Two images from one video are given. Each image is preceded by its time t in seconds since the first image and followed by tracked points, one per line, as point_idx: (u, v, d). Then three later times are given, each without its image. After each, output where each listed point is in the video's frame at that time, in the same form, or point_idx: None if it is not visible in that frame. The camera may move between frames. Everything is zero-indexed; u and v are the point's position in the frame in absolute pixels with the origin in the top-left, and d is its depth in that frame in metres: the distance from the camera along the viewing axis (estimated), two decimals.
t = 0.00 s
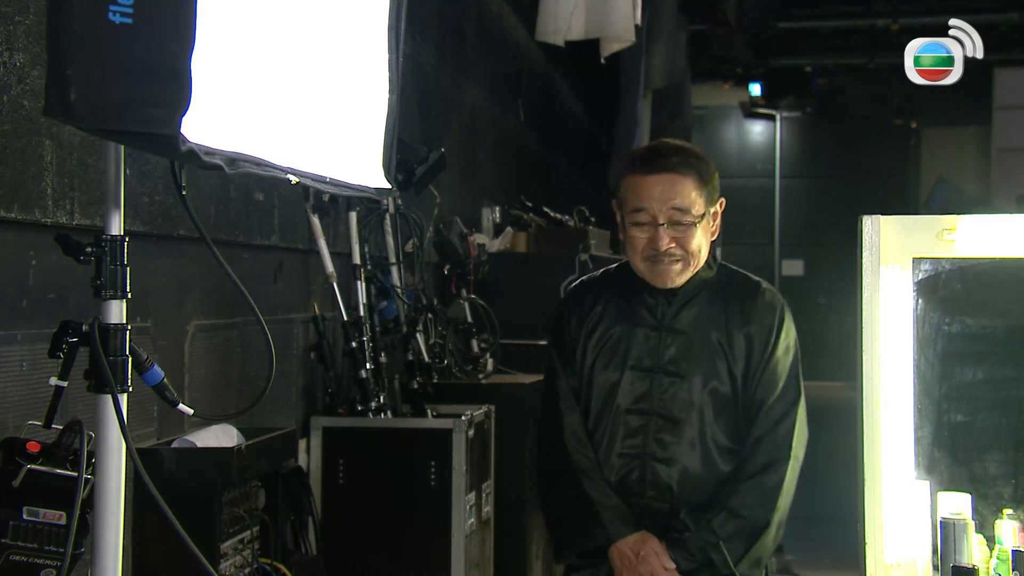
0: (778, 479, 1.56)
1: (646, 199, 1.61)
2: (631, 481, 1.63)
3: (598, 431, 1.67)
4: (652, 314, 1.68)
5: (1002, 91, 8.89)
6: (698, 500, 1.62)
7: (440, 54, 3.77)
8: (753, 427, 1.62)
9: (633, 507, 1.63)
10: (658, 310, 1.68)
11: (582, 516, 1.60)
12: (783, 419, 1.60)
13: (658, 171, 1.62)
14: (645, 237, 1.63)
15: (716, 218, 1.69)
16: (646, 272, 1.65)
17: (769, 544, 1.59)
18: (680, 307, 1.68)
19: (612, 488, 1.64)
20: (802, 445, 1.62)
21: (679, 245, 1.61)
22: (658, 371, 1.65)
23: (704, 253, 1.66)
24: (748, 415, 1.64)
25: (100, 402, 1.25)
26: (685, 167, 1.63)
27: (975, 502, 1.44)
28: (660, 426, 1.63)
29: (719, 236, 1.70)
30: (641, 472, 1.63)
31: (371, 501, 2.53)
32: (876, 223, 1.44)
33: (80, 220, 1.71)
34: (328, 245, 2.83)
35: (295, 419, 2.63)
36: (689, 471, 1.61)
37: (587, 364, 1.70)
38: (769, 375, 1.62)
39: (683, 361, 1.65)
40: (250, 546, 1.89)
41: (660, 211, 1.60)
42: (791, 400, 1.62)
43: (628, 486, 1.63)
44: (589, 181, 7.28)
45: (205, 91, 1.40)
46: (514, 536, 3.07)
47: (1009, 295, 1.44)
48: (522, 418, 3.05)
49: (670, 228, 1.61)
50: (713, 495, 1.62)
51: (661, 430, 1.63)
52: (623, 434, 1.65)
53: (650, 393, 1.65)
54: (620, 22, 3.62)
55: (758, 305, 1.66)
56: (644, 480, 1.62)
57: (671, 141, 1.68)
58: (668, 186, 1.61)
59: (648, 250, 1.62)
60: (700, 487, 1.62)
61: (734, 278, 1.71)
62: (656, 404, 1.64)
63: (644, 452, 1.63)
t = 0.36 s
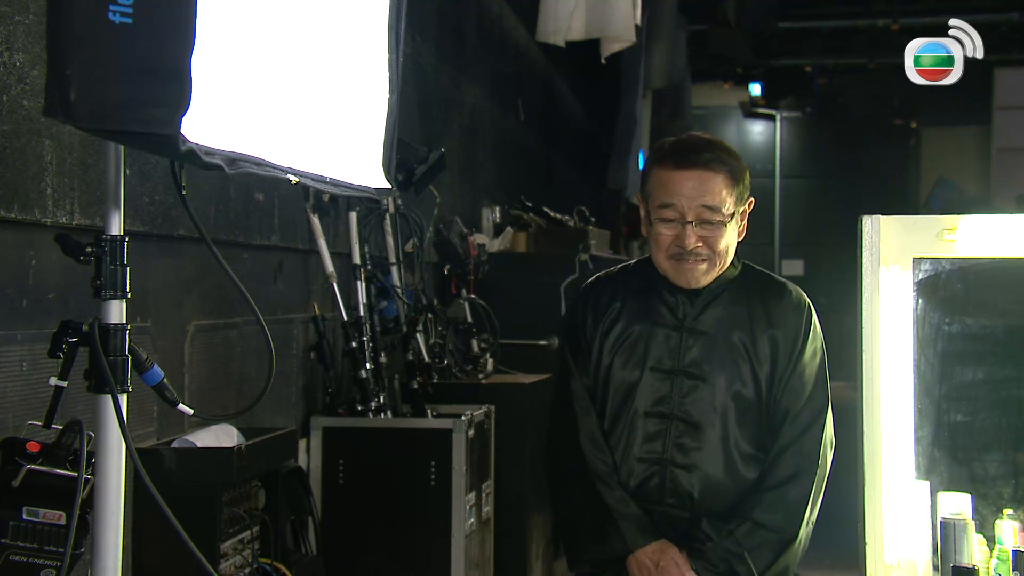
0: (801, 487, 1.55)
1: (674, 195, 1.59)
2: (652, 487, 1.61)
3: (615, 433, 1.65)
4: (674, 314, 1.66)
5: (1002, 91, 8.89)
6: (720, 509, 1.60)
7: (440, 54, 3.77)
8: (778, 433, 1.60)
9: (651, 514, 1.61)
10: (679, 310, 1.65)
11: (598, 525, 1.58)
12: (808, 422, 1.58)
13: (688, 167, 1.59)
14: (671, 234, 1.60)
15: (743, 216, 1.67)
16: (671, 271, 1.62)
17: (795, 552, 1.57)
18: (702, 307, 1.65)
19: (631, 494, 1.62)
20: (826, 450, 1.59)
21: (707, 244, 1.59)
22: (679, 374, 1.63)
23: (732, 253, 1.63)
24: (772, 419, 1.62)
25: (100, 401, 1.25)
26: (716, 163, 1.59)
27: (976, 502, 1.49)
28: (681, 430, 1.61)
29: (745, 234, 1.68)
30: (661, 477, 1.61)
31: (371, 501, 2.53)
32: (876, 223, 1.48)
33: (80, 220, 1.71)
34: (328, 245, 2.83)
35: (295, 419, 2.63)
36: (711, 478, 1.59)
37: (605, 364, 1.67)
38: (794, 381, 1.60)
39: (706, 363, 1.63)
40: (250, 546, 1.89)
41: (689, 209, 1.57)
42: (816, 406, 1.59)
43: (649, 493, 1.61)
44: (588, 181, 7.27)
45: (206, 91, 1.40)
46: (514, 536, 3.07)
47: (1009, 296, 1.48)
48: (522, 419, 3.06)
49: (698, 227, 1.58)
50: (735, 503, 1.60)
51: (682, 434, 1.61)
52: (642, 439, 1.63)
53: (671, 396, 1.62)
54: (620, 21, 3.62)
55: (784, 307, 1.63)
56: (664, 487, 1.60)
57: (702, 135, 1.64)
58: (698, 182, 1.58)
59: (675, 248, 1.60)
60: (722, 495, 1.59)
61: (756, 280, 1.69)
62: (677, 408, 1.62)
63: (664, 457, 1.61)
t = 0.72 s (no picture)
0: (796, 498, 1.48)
1: (651, 195, 1.52)
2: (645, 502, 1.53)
3: (598, 450, 1.56)
4: (655, 321, 1.59)
5: (1002, 91, 8.90)
6: (714, 520, 1.54)
7: (440, 54, 3.77)
8: (764, 442, 1.54)
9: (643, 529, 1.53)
10: (657, 318, 1.59)
11: (592, 546, 1.48)
12: (792, 430, 1.51)
13: (664, 167, 1.53)
14: (648, 236, 1.53)
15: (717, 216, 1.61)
16: (648, 273, 1.56)
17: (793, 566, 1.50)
18: (680, 312, 1.59)
19: (623, 511, 1.54)
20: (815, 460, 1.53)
21: (686, 245, 1.53)
22: (664, 383, 1.56)
23: (709, 254, 1.57)
24: (756, 426, 1.56)
25: (100, 401, 1.25)
26: (692, 161, 1.54)
27: (976, 502, 1.49)
28: (670, 441, 1.54)
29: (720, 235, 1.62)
30: (653, 491, 1.53)
31: (371, 501, 2.53)
32: (876, 223, 1.48)
33: (80, 219, 1.71)
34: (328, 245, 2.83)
35: (295, 419, 2.63)
36: (703, 490, 1.53)
37: (583, 378, 1.58)
38: (778, 386, 1.53)
39: (690, 370, 1.56)
40: (250, 546, 1.90)
41: (666, 209, 1.51)
42: (801, 411, 1.54)
43: (642, 509, 1.53)
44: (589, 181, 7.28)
45: (205, 91, 1.40)
46: (514, 537, 3.07)
47: (1009, 296, 1.48)
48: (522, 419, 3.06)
49: (677, 227, 1.52)
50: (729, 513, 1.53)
51: (671, 445, 1.54)
52: (629, 452, 1.55)
53: (656, 407, 1.56)
54: (621, 21, 3.62)
55: (764, 307, 1.58)
56: (657, 501, 1.53)
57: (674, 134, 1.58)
58: (675, 182, 1.52)
59: (652, 250, 1.53)
60: (715, 506, 1.53)
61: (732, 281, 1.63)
62: (663, 418, 1.55)
63: (655, 470, 1.54)
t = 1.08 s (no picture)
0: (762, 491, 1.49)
1: (602, 184, 1.52)
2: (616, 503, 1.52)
3: (564, 452, 1.54)
4: (614, 316, 1.59)
5: (1002, 91, 8.89)
6: (684, 517, 1.54)
7: (440, 54, 3.77)
8: (726, 436, 1.55)
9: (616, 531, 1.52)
10: (616, 311, 1.59)
11: (568, 549, 1.44)
12: (751, 421, 1.54)
13: (612, 154, 1.53)
14: (602, 226, 1.53)
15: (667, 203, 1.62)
16: (605, 264, 1.55)
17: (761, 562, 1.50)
18: (638, 305, 1.59)
19: (596, 514, 1.52)
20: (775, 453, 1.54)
21: (641, 232, 1.53)
22: (629, 378, 1.55)
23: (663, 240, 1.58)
24: (718, 418, 1.57)
25: (100, 402, 1.25)
26: (640, 147, 1.54)
27: (976, 502, 1.49)
28: (639, 438, 1.53)
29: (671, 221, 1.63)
30: (625, 491, 1.52)
31: (371, 501, 2.53)
32: (876, 223, 1.48)
33: (80, 219, 1.71)
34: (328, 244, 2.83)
35: (295, 419, 2.63)
36: (672, 487, 1.53)
37: (543, 378, 1.56)
38: (739, 379, 1.55)
39: (654, 364, 1.56)
40: (250, 546, 1.89)
41: (619, 196, 1.51)
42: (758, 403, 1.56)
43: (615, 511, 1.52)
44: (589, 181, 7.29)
45: (206, 91, 1.40)
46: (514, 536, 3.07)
47: (1009, 296, 1.48)
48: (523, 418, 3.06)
49: (631, 214, 1.52)
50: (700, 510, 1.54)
51: (639, 443, 1.53)
52: (598, 453, 1.53)
53: (620, 403, 1.55)
54: (621, 22, 3.63)
55: (719, 298, 1.60)
56: (630, 501, 1.51)
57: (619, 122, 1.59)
58: (625, 169, 1.52)
59: (608, 239, 1.53)
60: (686, 503, 1.54)
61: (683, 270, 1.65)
62: (630, 415, 1.54)
63: (625, 469, 1.52)
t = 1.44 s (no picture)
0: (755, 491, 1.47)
1: (591, 175, 1.49)
2: (609, 506, 1.48)
3: (554, 456, 1.51)
4: (603, 315, 1.56)
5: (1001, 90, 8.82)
6: (680, 521, 1.51)
7: (440, 54, 3.77)
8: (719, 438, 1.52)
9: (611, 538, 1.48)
10: (605, 310, 1.56)
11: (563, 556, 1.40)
12: (744, 424, 1.51)
13: (601, 144, 1.51)
14: (592, 217, 1.49)
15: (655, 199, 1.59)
16: (594, 257, 1.50)
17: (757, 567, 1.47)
18: (628, 305, 1.56)
19: (589, 519, 1.49)
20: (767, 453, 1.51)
21: (631, 223, 1.49)
22: (620, 379, 1.52)
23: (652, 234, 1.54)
24: (710, 420, 1.55)
25: (99, 401, 1.25)
26: (628, 139, 1.52)
27: (976, 502, 1.49)
28: (632, 440, 1.50)
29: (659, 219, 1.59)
30: (618, 496, 1.48)
31: (371, 501, 2.53)
32: (877, 223, 1.48)
33: (80, 219, 1.71)
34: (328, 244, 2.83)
35: (295, 419, 2.63)
36: (666, 489, 1.50)
37: (532, 379, 1.52)
38: (732, 379, 1.53)
39: (645, 365, 1.53)
40: (250, 546, 1.89)
41: (609, 186, 1.49)
42: (751, 402, 1.54)
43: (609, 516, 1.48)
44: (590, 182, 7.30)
45: (205, 91, 1.40)
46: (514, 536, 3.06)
47: (1009, 296, 1.48)
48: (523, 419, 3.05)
49: (621, 205, 1.48)
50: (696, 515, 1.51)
51: (631, 446, 1.50)
52: (591, 456, 1.50)
53: (611, 404, 1.52)
54: (623, 22, 3.66)
55: (710, 297, 1.57)
56: (624, 506, 1.48)
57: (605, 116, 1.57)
58: (614, 159, 1.50)
59: (597, 231, 1.49)
60: (680, 506, 1.51)
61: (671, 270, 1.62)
62: (622, 416, 1.51)
63: (618, 472, 1.49)
